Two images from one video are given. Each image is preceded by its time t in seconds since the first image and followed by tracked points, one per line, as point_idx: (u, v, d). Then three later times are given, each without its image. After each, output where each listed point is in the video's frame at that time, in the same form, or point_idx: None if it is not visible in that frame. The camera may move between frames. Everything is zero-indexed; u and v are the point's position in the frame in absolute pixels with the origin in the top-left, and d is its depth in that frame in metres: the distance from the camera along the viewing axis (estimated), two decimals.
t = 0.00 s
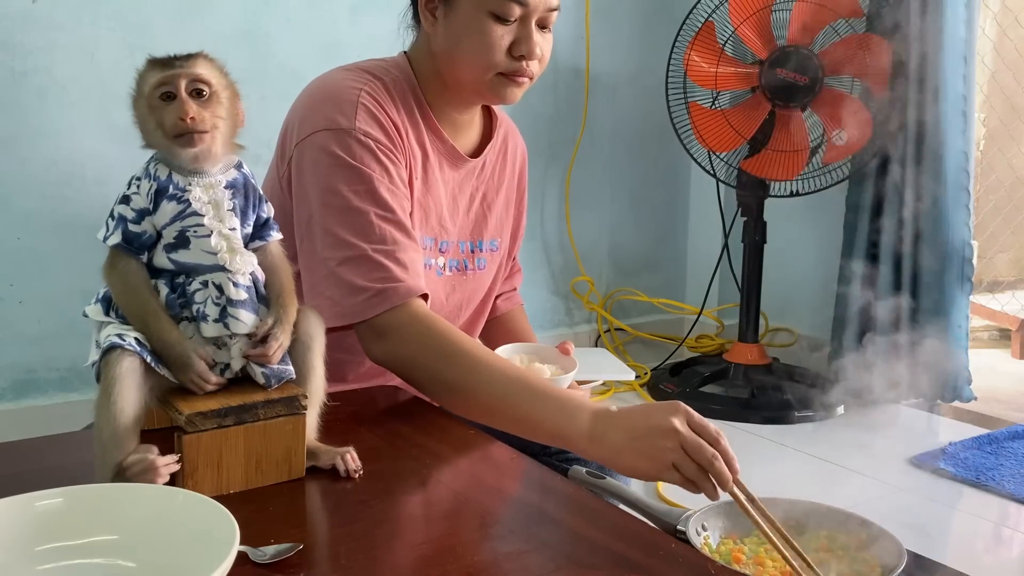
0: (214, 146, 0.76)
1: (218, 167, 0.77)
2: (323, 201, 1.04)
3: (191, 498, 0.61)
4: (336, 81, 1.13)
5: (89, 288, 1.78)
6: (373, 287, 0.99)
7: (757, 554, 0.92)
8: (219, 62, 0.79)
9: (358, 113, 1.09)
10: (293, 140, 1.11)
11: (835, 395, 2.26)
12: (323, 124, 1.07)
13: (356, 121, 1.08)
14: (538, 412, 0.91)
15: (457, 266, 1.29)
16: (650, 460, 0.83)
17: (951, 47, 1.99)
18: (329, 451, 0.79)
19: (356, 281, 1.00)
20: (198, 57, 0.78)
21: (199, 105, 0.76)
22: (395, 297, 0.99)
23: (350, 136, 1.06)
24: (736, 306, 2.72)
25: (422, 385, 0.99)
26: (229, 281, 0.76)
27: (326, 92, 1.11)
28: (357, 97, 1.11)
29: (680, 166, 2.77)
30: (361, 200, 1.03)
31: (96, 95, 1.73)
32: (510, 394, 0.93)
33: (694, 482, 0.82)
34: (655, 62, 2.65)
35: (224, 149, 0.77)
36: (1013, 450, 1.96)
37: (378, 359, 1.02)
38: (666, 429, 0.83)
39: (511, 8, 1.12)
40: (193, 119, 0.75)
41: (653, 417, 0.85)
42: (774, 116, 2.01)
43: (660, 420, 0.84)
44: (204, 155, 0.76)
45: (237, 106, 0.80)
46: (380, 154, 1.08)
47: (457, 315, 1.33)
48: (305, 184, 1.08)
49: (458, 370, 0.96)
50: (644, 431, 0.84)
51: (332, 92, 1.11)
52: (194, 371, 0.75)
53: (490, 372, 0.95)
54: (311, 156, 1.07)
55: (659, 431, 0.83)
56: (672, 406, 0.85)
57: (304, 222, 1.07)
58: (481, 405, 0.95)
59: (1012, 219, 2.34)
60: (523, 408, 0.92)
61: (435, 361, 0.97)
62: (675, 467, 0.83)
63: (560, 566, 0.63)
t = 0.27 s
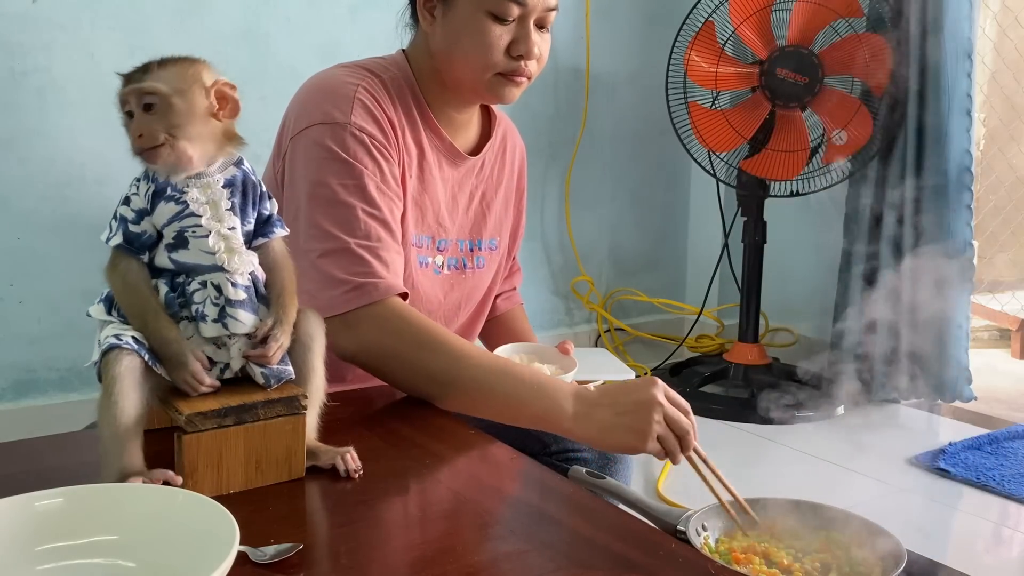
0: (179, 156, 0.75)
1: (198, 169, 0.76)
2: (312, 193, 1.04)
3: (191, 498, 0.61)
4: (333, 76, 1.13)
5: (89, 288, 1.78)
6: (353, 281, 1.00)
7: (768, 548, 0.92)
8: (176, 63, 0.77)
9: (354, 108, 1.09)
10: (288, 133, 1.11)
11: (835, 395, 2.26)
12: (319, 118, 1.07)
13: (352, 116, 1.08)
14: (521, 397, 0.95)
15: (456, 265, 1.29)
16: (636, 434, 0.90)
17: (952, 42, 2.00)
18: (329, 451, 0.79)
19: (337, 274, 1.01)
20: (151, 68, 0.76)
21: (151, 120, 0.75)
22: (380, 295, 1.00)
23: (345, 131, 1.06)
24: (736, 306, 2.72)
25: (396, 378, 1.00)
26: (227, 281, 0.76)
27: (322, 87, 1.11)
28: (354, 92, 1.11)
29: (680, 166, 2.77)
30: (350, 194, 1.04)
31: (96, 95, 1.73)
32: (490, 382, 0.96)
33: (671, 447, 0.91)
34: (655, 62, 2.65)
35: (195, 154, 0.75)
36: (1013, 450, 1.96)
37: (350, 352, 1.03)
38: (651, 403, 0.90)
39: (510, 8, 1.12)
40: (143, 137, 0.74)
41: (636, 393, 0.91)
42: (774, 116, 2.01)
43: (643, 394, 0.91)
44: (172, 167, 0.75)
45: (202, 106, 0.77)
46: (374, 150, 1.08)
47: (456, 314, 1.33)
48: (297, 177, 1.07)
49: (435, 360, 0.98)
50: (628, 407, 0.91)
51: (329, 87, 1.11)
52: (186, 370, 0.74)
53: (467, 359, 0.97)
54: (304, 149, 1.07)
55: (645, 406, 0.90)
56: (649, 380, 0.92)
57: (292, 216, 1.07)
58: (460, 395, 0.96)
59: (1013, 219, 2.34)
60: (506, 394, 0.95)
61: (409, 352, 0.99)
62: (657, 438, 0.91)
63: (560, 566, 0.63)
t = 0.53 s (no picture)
0: (169, 165, 0.74)
1: (190, 173, 0.75)
2: (313, 194, 1.04)
3: (191, 498, 0.61)
4: (332, 76, 1.13)
5: (89, 288, 1.78)
6: (352, 281, 1.00)
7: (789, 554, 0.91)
8: (164, 68, 0.75)
9: (352, 107, 1.09)
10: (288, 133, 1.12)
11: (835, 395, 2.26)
12: (317, 118, 1.07)
13: (350, 115, 1.08)
14: (520, 399, 0.94)
15: (456, 263, 1.29)
16: (632, 449, 0.85)
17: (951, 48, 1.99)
18: (329, 451, 0.79)
19: (337, 275, 1.01)
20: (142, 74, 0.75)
21: (141, 128, 0.74)
22: (378, 295, 1.00)
23: (343, 130, 1.06)
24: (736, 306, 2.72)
25: (397, 376, 1.00)
26: (218, 281, 0.75)
27: (321, 86, 1.11)
28: (352, 92, 1.11)
29: (679, 166, 2.77)
30: (349, 193, 1.04)
31: (96, 95, 1.73)
32: (491, 382, 0.96)
33: (674, 470, 0.84)
34: (655, 61, 2.65)
35: (186, 160, 0.75)
36: (1013, 449, 1.96)
37: (352, 351, 1.03)
38: (651, 418, 0.85)
39: (507, 6, 1.12)
40: (133, 147, 0.74)
41: (639, 406, 0.87)
42: (774, 116, 2.01)
43: (647, 405, 0.86)
44: (163, 174, 0.74)
45: (193, 112, 0.76)
46: (373, 149, 1.08)
47: (456, 313, 1.33)
48: (297, 177, 1.08)
49: (438, 360, 0.98)
50: (629, 420, 0.86)
51: (328, 87, 1.11)
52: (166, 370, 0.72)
53: (471, 361, 0.97)
54: (304, 149, 1.07)
55: (644, 420, 0.85)
56: (655, 395, 0.87)
57: (294, 216, 1.07)
58: (459, 394, 0.96)
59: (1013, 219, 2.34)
60: (505, 395, 0.94)
61: (413, 351, 0.99)
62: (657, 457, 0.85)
63: (560, 566, 0.63)
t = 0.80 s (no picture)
0: (168, 165, 0.74)
1: (189, 172, 0.76)
2: (306, 192, 1.04)
3: (191, 498, 0.61)
4: (332, 75, 1.13)
5: (89, 288, 1.78)
6: (343, 280, 1.00)
7: (792, 558, 0.90)
8: (164, 68, 0.75)
9: (351, 107, 1.09)
10: (286, 132, 1.11)
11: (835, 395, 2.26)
12: (315, 117, 1.07)
13: (348, 115, 1.08)
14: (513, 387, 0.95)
15: (456, 263, 1.29)
16: (625, 421, 0.89)
17: (951, 45, 2.00)
18: (329, 450, 0.79)
19: (327, 273, 1.00)
20: (142, 73, 0.75)
21: (139, 127, 0.74)
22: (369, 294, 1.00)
23: (341, 130, 1.06)
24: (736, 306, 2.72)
25: (388, 372, 1.00)
26: (215, 279, 0.75)
27: (322, 85, 1.11)
28: (352, 91, 1.11)
29: (680, 166, 2.77)
30: (344, 193, 1.04)
31: (96, 95, 1.73)
32: (483, 373, 0.97)
33: (661, 440, 0.89)
34: (655, 62, 2.65)
35: (184, 160, 0.75)
36: (1013, 449, 1.96)
37: (340, 350, 1.03)
38: (642, 389, 0.90)
39: (509, 6, 1.12)
40: (132, 146, 0.74)
41: (626, 380, 0.92)
42: (774, 116, 2.01)
43: (633, 381, 0.91)
44: (162, 173, 0.75)
45: (192, 113, 0.75)
46: (370, 150, 1.08)
47: (457, 313, 1.33)
48: (292, 175, 1.07)
49: (428, 353, 0.98)
50: (620, 393, 0.91)
51: (328, 86, 1.11)
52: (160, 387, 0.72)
53: (459, 351, 0.98)
54: (300, 147, 1.07)
55: (635, 392, 0.90)
56: (639, 368, 0.92)
57: (288, 214, 1.07)
58: (453, 385, 0.97)
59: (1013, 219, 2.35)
60: (499, 385, 0.96)
61: (403, 345, 0.99)
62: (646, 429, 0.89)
63: (560, 566, 0.63)
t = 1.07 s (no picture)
0: (164, 165, 0.74)
1: (187, 172, 0.75)
2: (314, 192, 1.04)
3: (192, 497, 0.61)
4: (335, 74, 1.13)
5: (89, 288, 1.78)
6: (352, 279, 1.00)
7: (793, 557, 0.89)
8: (163, 69, 0.75)
9: (356, 106, 1.09)
10: (290, 132, 1.11)
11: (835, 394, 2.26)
12: (320, 117, 1.07)
13: (353, 114, 1.08)
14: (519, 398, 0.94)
15: (457, 262, 1.29)
16: (632, 440, 0.88)
17: (952, 43, 2.01)
18: (329, 450, 0.79)
19: (336, 273, 1.01)
20: (141, 73, 0.75)
21: (136, 127, 0.74)
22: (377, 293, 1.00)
23: (347, 129, 1.06)
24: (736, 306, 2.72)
25: (396, 372, 1.00)
26: (215, 279, 0.75)
27: (325, 84, 1.11)
28: (356, 90, 1.11)
29: (679, 166, 2.77)
30: (351, 192, 1.04)
31: (96, 95, 1.73)
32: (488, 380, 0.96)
33: (667, 458, 0.89)
34: (655, 61, 2.65)
35: (181, 160, 0.75)
36: (1013, 449, 1.96)
37: (349, 347, 1.03)
38: (652, 411, 0.88)
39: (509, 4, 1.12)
40: (128, 145, 0.73)
41: (636, 398, 0.89)
42: (774, 116, 2.01)
43: (645, 401, 0.89)
44: (159, 173, 0.74)
45: (190, 113, 0.75)
46: (375, 149, 1.08)
47: (457, 312, 1.33)
48: (298, 175, 1.07)
49: (434, 356, 0.98)
50: (628, 413, 0.89)
51: (331, 85, 1.11)
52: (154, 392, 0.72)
53: (467, 356, 0.97)
54: (305, 147, 1.07)
55: (645, 413, 0.88)
56: (653, 386, 0.90)
57: (295, 213, 1.07)
58: (459, 391, 0.97)
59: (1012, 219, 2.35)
60: (504, 394, 0.95)
61: (410, 347, 0.99)
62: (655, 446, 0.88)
63: (560, 566, 0.63)
